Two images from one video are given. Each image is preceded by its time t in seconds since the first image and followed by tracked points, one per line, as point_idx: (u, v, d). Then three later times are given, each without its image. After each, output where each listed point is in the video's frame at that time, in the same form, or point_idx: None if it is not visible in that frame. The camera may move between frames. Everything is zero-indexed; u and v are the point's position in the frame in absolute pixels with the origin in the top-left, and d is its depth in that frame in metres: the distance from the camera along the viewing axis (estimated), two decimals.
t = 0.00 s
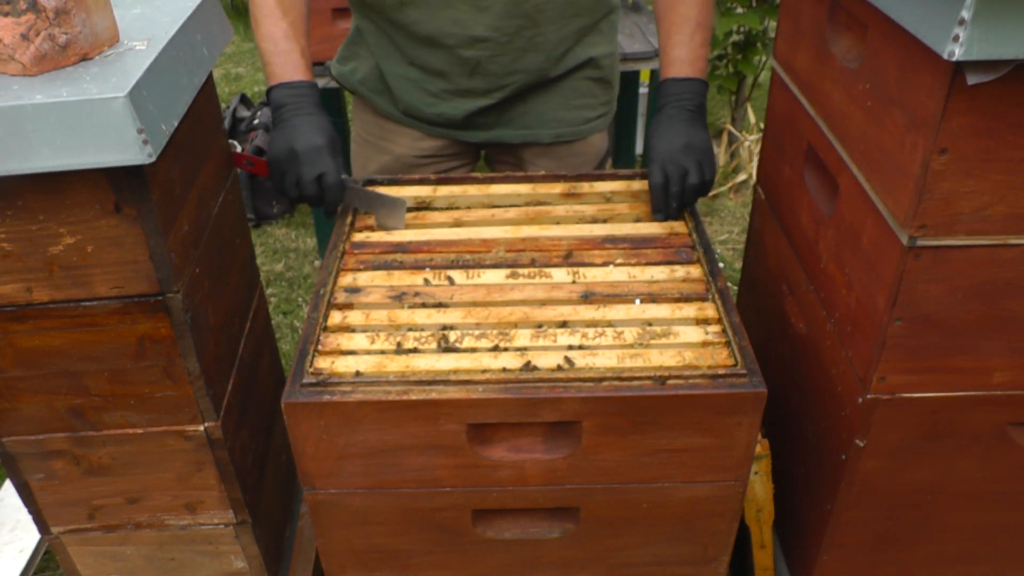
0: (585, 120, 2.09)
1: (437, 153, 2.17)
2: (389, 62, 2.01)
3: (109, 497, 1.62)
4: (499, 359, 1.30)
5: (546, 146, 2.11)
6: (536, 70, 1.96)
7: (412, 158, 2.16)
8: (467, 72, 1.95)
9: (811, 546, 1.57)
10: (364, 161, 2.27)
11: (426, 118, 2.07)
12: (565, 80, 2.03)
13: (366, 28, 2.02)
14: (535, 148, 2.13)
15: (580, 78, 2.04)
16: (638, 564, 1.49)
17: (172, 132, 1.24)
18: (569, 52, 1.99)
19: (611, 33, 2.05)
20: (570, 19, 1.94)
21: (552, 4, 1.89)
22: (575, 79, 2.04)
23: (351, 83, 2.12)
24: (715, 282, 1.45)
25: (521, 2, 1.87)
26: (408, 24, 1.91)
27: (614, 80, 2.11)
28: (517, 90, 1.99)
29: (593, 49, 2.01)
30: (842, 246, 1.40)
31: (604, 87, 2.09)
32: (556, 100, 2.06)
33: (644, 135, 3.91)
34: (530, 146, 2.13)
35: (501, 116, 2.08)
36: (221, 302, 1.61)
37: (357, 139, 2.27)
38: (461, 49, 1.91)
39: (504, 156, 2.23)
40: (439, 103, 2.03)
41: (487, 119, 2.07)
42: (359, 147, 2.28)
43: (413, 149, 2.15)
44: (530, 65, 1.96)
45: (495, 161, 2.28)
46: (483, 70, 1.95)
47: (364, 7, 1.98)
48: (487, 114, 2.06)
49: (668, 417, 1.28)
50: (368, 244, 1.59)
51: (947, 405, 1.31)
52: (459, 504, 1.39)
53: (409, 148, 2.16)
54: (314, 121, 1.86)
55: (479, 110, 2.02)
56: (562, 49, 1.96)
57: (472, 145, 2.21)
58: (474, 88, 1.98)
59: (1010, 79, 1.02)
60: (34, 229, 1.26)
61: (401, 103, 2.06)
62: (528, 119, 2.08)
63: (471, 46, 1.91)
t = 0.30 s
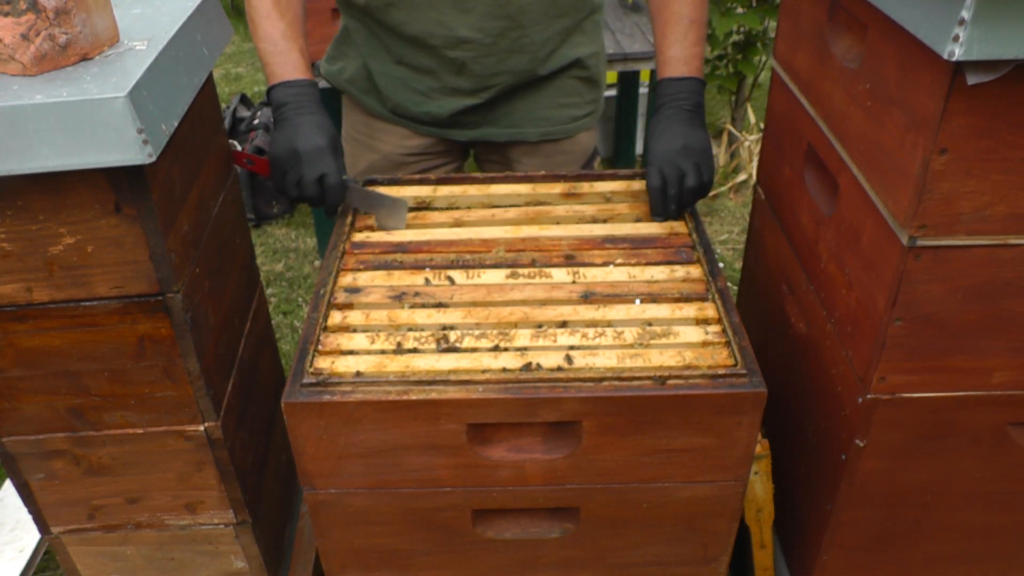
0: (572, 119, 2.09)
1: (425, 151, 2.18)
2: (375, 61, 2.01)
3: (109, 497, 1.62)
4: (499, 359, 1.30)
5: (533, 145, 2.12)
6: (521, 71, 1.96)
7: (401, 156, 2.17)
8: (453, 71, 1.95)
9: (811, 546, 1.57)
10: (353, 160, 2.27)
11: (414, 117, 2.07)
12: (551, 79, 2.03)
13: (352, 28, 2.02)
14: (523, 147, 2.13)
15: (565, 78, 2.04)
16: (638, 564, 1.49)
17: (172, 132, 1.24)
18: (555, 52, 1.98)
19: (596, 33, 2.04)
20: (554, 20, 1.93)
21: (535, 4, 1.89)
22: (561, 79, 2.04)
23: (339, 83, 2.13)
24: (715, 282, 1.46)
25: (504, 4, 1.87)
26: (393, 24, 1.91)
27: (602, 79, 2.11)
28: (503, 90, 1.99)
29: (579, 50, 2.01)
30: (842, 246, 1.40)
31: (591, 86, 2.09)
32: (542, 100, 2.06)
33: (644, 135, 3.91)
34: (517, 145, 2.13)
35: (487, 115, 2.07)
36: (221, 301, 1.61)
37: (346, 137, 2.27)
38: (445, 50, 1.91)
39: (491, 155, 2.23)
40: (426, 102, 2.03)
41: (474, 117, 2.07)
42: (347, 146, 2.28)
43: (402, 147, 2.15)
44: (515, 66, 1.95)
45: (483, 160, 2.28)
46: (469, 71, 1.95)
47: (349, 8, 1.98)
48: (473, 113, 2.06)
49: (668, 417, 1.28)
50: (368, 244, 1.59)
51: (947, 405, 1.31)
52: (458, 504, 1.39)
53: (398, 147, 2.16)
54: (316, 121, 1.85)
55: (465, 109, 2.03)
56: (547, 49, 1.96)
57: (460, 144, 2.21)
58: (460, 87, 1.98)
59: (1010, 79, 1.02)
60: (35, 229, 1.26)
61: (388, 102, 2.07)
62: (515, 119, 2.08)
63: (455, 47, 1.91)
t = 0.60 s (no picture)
0: (569, 118, 2.09)
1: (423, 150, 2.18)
2: (374, 63, 2.02)
3: (109, 497, 1.62)
4: (499, 359, 1.30)
5: (532, 145, 2.12)
6: (519, 73, 1.96)
7: (398, 156, 2.17)
8: (450, 72, 1.95)
9: (811, 546, 1.57)
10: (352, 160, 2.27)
11: (412, 117, 2.07)
12: (549, 80, 2.03)
13: (349, 29, 2.03)
14: (520, 147, 2.13)
15: (562, 78, 2.04)
16: (638, 564, 1.49)
17: (172, 132, 1.24)
18: (552, 54, 1.98)
19: (591, 33, 2.05)
20: (551, 21, 1.93)
21: (532, 6, 1.89)
22: (559, 79, 2.04)
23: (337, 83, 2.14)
24: (715, 282, 1.46)
25: (501, 6, 1.87)
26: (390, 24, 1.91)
27: (596, 79, 2.12)
28: (501, 91, 1.99)
29: (576, 51, 2.01)
30: (842, 246, 1.40)
31: (587, 86, 2.10)
32: (540, 100, 2.06)
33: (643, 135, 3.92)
34: (513, 145, 2.13)
35: (485, 115, 2.07)
36: (221, 301, 1.61)
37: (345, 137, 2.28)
38: (442, 51, 1.91)
39: (490, 155, 2.23)
40: (423, 102, 2.03)
41: (473, 117, 2.07)
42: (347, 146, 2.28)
43: (400, 147, 2.16)
44: (513, 67, 1.95)
45: (482, 161, 2.28)
46: (467, 72, 1.94)
47: (346, 8, 1.99)
48: (471, 114, 2.06)
49: (668, 417, 1.28)
50: (368, 244, 1.59)
51: (947, 405, 1.31)
52: (458, 504, 1.39)
53: (396, 147, 2.16)
54: (329, 110, 1.84)
55: (464, 110, 2.03)
56: (544, 50, 1.96)
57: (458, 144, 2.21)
58: (458, 88, 1.98)
59: (1010, 79, 1.02)
60: (35, 229, 1.26)
61: (387, 103, 2.07)
62: (513, 120, 2.07)
63: (452, 49, 1.90)
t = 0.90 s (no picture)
0: (577, 123, 2.09)
1: (429, 153, 2.18)
2: (381, 64, 2.02)
3: (109, 497, 1.62)
4: (499, 359, 1.30)
5: (537, 148, 2.12)
6: (527, 74, 1.96)
7: (405, 159, 2.18)
8: (457, 73, 1.95)
9: (811, 546, 1.57)
10: (358, 161, 2.28)
11: (418, 118, 2.08)
12: (557, 83, 2.03)
13: (357, 29, 2.03)
14: (526, 149, 2.13)
15: (571, 81, 2.04)
16: (638, 564, 1.49)
17: (172, 132, 1.24)
18: (562, 56, 1.98)
19: (601, 37, 2.04)
20: (561, 23, 1.92)
21: (543, 7, 1.88)
22: (568, 82, 2.03)
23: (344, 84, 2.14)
24: (715, 282, 1.46)
25: (511, 6, 1.86)
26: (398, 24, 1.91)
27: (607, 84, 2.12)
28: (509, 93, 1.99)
29: (586, 54, 2.00)
30: (842, 246, 1.40)
31: (596, 90, 2.09)
32: (547, 103, 2.06)
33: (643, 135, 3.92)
34: (520, 148, 2.13)
35: (491, 117, 2.08)
36: (221, 301, 1.61)
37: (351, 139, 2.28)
38: (450, 50, 1.91)
39: (497, 158, 2.23)
40: (429, 103, 2.03)
41: (477, 121, 2.08)
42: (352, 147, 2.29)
43: (407, 150, 2.16)
44: (522, 68, 1.95)
45: (488, 163, 2.29)
46: (473, 73, 1.94)
47: (355, 8, 1.99)
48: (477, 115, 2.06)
49: (668, 417, 1.28)
50: (368, 244, 1.59)
51: (947, 405, 1.31)
52: (458, 504, 1.39)
53: (402, 149, 2.17)
54: (335, 99, 1.82)
55: (470, 112, 2.03)
56: (554, 53, 1.95)
57: (465, 147, 2.22)
58: (464, 89, 1.98)
59: (1010, 79, 1.02)
60: (35, 229, 1.26)
61: (393, 104, 2.08)
62: (519, 122, 2.08)
63: (460, 48, 1.90)
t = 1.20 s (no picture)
0: (589, 130, 2.09)
1: (441, 155, 2.18)
2: (394, 63, 2.02)
3: (109, 497, 1.62)
4: (499, 359, 1.30)
5: (549, 153, 2.12)
6: (541, 77, 1.96)
7: (416, 160, 2.18)
8: (470, 73, 1.94)
9: (811, 546, 1.57)
10: (366, 161, 2.27)
11: (428, 119, 2.07)
12: (571, 88, 2.03)
13: (372, 28, 2.03)
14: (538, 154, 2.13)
15: (585, 87, 2.04)
16: (638, 565, 1.49)
17: (172, 132, 1.24)
18: (577, 61, 1.98)
19: (619, 44, 2.04)
20: (578, 27, 1.93)
21: (561, 10, 1.89)
22: (583, 88, 2.04)
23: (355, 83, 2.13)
24: (715, 282, 1.46)
25: (529, 6, 1.86)
26: (413, 22, 1.90)
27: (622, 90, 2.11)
28: (523, 95, 1.99)
29: (600, 60, 2.00)
30: (842, 246, 1.40)
31: (610, 97, 2.09)
32: (560, 109, 2.05)
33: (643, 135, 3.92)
34: (533, 153, 2.14)
35: (503, 121, 2.08)
36: (221, 301, 1.61)
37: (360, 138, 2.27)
38: (466, 48, 1.90)
39: (508, 162, 2.24)
40: (441, 105, 2.02)
41: (489, 123, 2.08)
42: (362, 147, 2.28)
43: (420, 152, 2.16)
44: (536, 70, 1.95)
45: (497, 166, 2.28)
46: (486, 72, 1.94)
47: (372, 7, 1.98)
48: (488, 118, 2.06)
49: (668, 417, 1.28)
50: (368, 244, 1.59)
51: (947, 405, 1.31)
52: (458, 504, 1.39)
53: (414, 150, 2.17)
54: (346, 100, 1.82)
55: (481, 114, 2.02)
56: (569, 57, 1.95)
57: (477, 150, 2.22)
58: (476, 90, 1.97)
59: (1010, 79, 1.02)
60: (34, 229, 1.26)
61: (404, 104, 2.07)
62: (530, 126, 2.08)
63: (475, 46, 1.90)
